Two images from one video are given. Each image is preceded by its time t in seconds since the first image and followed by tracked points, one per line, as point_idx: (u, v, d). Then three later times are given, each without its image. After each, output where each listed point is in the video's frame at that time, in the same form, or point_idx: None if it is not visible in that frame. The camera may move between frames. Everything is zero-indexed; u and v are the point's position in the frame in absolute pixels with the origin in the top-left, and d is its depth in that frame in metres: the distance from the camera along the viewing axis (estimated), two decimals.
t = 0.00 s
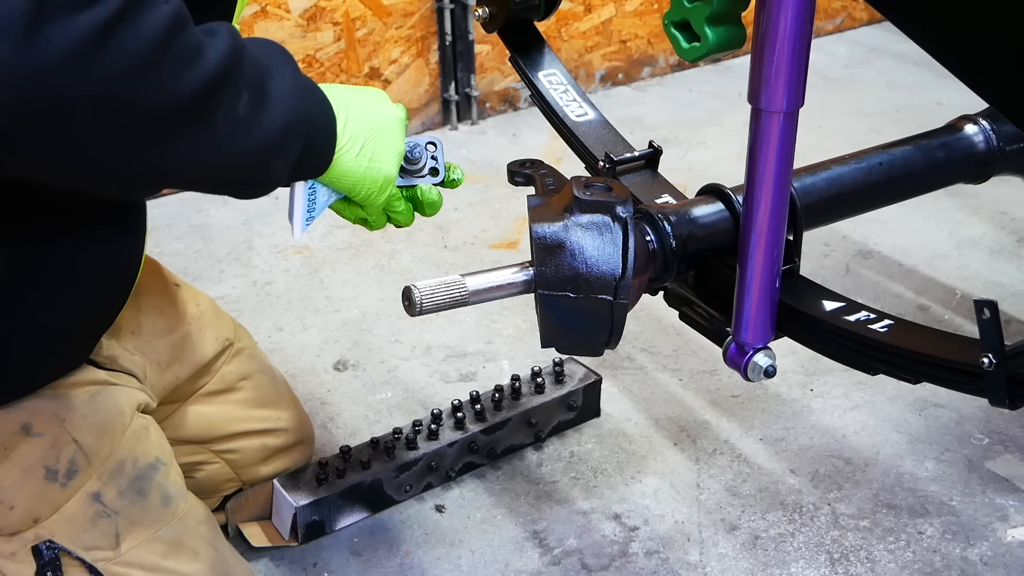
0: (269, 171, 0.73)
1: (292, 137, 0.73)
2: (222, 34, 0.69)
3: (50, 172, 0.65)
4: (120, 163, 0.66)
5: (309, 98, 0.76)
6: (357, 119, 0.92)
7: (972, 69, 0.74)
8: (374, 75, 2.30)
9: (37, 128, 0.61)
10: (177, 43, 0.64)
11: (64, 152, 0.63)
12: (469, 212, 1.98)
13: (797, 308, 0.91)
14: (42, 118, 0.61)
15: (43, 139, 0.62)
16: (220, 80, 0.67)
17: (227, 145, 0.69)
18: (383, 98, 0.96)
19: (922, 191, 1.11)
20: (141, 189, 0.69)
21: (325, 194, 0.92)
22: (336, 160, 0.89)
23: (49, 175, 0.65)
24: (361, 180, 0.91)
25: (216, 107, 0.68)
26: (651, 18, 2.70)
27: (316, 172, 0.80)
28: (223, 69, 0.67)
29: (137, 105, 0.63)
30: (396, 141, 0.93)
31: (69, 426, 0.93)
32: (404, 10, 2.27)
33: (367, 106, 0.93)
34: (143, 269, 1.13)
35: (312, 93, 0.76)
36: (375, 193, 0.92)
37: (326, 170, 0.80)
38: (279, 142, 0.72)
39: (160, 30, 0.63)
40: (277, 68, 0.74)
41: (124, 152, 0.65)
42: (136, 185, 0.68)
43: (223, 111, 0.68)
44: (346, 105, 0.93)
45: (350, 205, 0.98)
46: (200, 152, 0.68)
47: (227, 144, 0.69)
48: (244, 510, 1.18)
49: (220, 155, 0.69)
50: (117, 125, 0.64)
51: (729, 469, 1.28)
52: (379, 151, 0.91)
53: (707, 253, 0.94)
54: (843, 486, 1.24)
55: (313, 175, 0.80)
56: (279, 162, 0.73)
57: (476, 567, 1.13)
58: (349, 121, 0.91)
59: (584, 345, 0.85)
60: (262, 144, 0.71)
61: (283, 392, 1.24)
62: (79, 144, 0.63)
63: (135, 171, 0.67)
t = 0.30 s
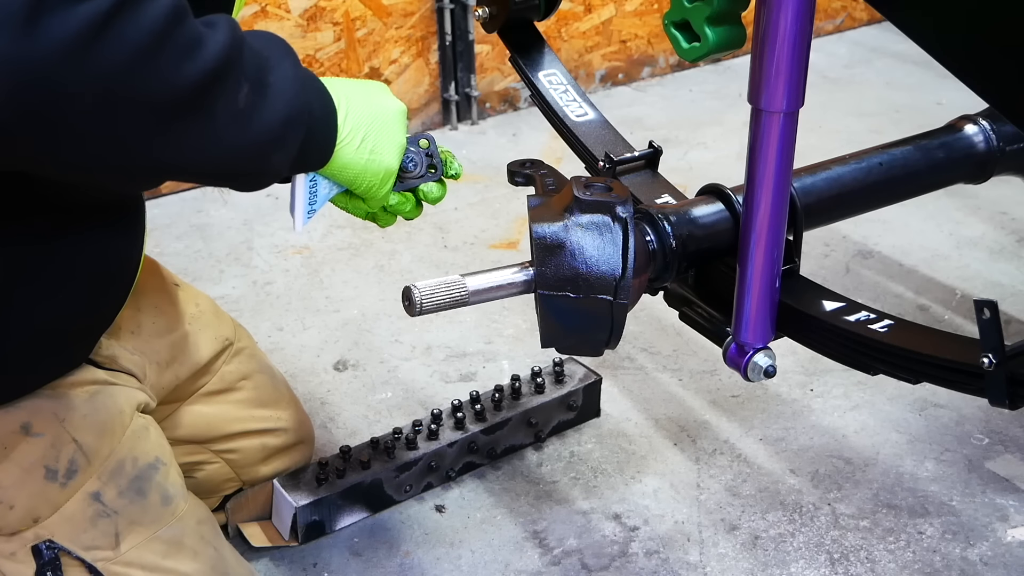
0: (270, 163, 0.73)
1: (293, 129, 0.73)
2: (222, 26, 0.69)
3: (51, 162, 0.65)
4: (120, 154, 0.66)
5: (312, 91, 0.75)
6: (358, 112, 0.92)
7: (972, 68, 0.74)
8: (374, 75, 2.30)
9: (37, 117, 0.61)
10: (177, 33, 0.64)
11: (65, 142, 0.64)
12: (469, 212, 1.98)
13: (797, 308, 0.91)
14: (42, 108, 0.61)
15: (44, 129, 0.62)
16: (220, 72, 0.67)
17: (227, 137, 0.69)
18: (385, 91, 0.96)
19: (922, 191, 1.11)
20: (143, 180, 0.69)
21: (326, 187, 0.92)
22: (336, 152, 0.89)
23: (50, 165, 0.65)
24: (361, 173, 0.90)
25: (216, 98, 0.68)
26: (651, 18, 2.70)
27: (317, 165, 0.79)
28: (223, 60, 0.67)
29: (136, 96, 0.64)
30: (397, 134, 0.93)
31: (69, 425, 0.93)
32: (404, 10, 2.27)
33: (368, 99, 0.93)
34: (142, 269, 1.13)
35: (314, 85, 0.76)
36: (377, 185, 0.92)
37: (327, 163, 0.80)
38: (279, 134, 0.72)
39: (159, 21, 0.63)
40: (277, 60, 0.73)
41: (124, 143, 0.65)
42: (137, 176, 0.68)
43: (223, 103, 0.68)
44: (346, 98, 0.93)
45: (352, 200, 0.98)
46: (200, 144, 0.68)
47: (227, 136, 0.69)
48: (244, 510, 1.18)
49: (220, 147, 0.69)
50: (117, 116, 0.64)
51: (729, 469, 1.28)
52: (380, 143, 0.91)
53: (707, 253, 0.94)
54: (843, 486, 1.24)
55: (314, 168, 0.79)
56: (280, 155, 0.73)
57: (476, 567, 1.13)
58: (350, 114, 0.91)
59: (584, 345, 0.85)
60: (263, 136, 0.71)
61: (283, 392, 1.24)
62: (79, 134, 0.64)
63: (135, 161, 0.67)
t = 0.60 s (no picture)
0: (274, 157, 0.73)
1: (297, 123, 0.73)
2: (226, 21, 0.69)
3: (54, 157, 0.65)
4: (123, 148, 0.66)
5: (315, 85, 0.75)
6: (363, 107, 0.92)
7: (972, 67, 0.74)
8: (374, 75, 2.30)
9: (40, 111, 0.61)
10: (179, 28, 0.65)
11: (68, 136, 0.63)
12: (469, 212, 1.98)
13: (797, 308, 0.91)
14: (45, 102, 0.61)
15: (47, 123, 0.62)
16: (223, 67, 0.67)
17: (231, 131, 0.69)
18: (392, 87, 0.97)
19: (922, 191, 1.11)
20: (146, 175, 0.69)
21: (331, 182, 0.92)
22: (342, 147, 0.89)
23: (51, 160, 0.65)
24: (367, 167, 0.91)
25: (220, 92, 0.68)
26: (651, 18, 2.70)
27: (321, 160, 0.79)
28: (226, 54, 0.67)
29: (140, 90, 0.63)
30: (401, 130, 0.93)
31: (69, 425, 0.93)
32: (404, 10, 2.27)
33: (373, 94, 0.93)
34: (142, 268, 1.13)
35: (317, 80, 0.76)
36: (381, 180, 0.92)
37: (331, 157, 0.80)
38: (284, 128, 0.72)
39: (161, 16, 0.63)
40: (279, 55, 0.74)
41: (128, 137, 0.65)
42: (140, 171, 0.68)
43: (227, 97, 0.68)
44: (351, 93, 0.93)
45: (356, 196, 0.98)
46: (203, 138, 0.68)
47: (231, 130, 0.69)
48: (244, 510, 1.18)
49: (224, 141, 0.69)
50: (120, 110, 0.64)
51: (729, 469, 1.28)
52: (385, 138, 0.92)
53: (707, 253, 0.94)
54: (843, 486, 1.24)
55: (318, 162, 0.79)
56: (284, 150, 0.73)
57: (476, 567, 1.13)
58: (355, 109, 0.91)
59: (583, 346, 0.85)
60: (266, 130, 0.71)
61: (283, 392, 1.24)
62: (82, 128, 0.63)
63: (138, 155, 0.67)
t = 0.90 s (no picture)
0: (286, 141, 0.72)
1: (309, 106, 0.72)
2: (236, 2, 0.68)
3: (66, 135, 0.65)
4: (134, 128, 0.66)
5: (325, 72, 0.75)
6: (374, 96, 0.92)
7: (973, 67, 0.74)
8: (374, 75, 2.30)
9: (50, 89, 0.61)
10: (192, 7, 0.64)
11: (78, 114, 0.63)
12: (469, 212, 1.98)
13: (797, 309, 0.91)
14: (56, 80, 0.61)
15: (58, 101, 0.62)
16: (236, 46, 0.67)
17: (242, 113, 0.69)
18: (398, 77, 0.97)
19: (922, 191, 1.11)
20: (157, 156, 0.69)
21: (342, 172, 0.92)
22: (352, 135, 0.89)
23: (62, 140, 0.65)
24: (378, 156, 0.91)
25: (232, 73, 0.68)
26: (651, 18, 2.70)
27: (331, 146, 0.78)
28: (237, 35, 0.67)
29: (149, 71, 0.63)
30: (412, 118, 0.93)
31: (69, 425, 0.93)
32: (404, 10, 2.27)
33: (381, 83, 0.93)
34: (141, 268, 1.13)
35: (328, 65, 0.75)
36: (393, 169, 0.93)
37: (342, 144, 0.79)
38: (295, 112, 0.71)
39: None
40: (289, 39, 0.72)
41: (138, 118, 0.66)
42: (153, 152, 0.68)
43: (238, 79, 0.68)
44: (362, 82, 0.93)
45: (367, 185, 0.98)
46: (214, 119, 0.68)
47: (243, 111, 0.69)
48: (244, 510, 1.18)
49: (237, 121, 0.69)
50: (131, 88, 0.64)
51: (729, 469, 1.28)
52: (396, 128, 0.92)
53: (707, 253, 0.94)
54: (843, 486, 1.24)
55: (328, 149, 0.79)
56: (296, 133, 0.72)
57: (476, 567, 1.13)
58: (365, 98, 0.91)
59: (583, 346, 0.85)
60: (278, 114, 0.70)
61: (283, 392, 1.24)
62: (92, 107, 0.63)
63: (149, 135, 0.67)
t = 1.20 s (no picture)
0: (302, 127, 0.73)
1: (323, 95, 0.74)
2: None
3: (85, 120, 0.65)
4: (153, 112, 0.66)
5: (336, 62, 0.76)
6: (383, 91, 0.93)
7: (974, 67, 0.74)
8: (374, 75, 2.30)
9: (72, 68, 0.62)
10: None
11: (99, 96, 0.64)
12: (469, 212, 1.98)
13: (797, 309, 0.91)
14: (79, 59, 0.62)
15: (80, 82, 0.63)
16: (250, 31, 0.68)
17: (259, 97, 0.70)
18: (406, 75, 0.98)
19: (922, 191, 1.11)
20: (175, 144, 0.69)
21: (353, 166, 0.92)
22: (364, 128, 0.89)
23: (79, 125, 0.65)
24: (389, 150, 0.91)
25: (248, 58, 0.69)
26: (651, 18, 2.70)
27: (344, 139, 0.80)
28: (252, 20, 0.68)
29: (167, 50, 0.64)
30: (421, 114, 0.94)
31: (69, 425, 0.93)
32: (404, 10, 2.27)
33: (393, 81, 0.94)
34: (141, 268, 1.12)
35: (338, 55, 0.77)
36: (403, 164, 0.93)
37: (354, 138, 0.81)
38: (310, 98, 0.73)
39: None
40: (302, 27, 0.74)
41: (155, 103, 0.66)
42: (170, 140, 0.69)
43: (253, 63, 0.69)
44: (371, 79, 0.94)
45: (377, 181, 0.98)
46: (232, 104, 0.69)
47: (260, 97, 0.70)
48: (244, 510, 1.18)
49: (255, 108, 0.70)
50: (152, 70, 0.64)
51: (729, 469, 1.28)
52: (406, 122, 0.92)
53: (707, 253, 0.94)
54: (843, 486, 1.24)
55: (340, 143, 0.80)
56: (311, 120, 0.73)
57: (477, 567, 1.13)
58: (375, 92, 0.92)
59: (582, 346, 0.85)
60: (293, 99, 0.71)
61: (283, 392, 1.24)
62: (113, 88, 0.64)
63: (168, 120, 0.67)
